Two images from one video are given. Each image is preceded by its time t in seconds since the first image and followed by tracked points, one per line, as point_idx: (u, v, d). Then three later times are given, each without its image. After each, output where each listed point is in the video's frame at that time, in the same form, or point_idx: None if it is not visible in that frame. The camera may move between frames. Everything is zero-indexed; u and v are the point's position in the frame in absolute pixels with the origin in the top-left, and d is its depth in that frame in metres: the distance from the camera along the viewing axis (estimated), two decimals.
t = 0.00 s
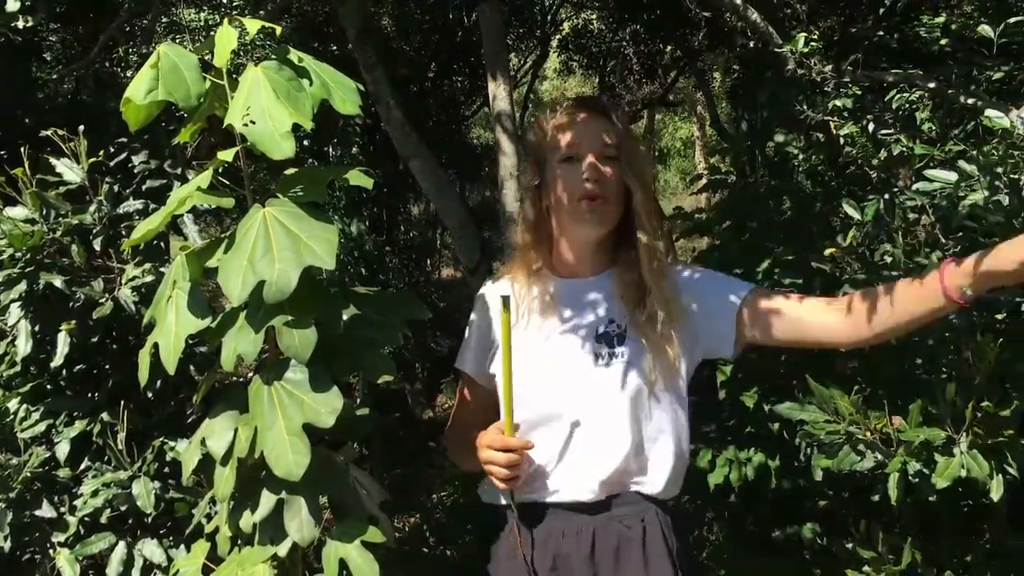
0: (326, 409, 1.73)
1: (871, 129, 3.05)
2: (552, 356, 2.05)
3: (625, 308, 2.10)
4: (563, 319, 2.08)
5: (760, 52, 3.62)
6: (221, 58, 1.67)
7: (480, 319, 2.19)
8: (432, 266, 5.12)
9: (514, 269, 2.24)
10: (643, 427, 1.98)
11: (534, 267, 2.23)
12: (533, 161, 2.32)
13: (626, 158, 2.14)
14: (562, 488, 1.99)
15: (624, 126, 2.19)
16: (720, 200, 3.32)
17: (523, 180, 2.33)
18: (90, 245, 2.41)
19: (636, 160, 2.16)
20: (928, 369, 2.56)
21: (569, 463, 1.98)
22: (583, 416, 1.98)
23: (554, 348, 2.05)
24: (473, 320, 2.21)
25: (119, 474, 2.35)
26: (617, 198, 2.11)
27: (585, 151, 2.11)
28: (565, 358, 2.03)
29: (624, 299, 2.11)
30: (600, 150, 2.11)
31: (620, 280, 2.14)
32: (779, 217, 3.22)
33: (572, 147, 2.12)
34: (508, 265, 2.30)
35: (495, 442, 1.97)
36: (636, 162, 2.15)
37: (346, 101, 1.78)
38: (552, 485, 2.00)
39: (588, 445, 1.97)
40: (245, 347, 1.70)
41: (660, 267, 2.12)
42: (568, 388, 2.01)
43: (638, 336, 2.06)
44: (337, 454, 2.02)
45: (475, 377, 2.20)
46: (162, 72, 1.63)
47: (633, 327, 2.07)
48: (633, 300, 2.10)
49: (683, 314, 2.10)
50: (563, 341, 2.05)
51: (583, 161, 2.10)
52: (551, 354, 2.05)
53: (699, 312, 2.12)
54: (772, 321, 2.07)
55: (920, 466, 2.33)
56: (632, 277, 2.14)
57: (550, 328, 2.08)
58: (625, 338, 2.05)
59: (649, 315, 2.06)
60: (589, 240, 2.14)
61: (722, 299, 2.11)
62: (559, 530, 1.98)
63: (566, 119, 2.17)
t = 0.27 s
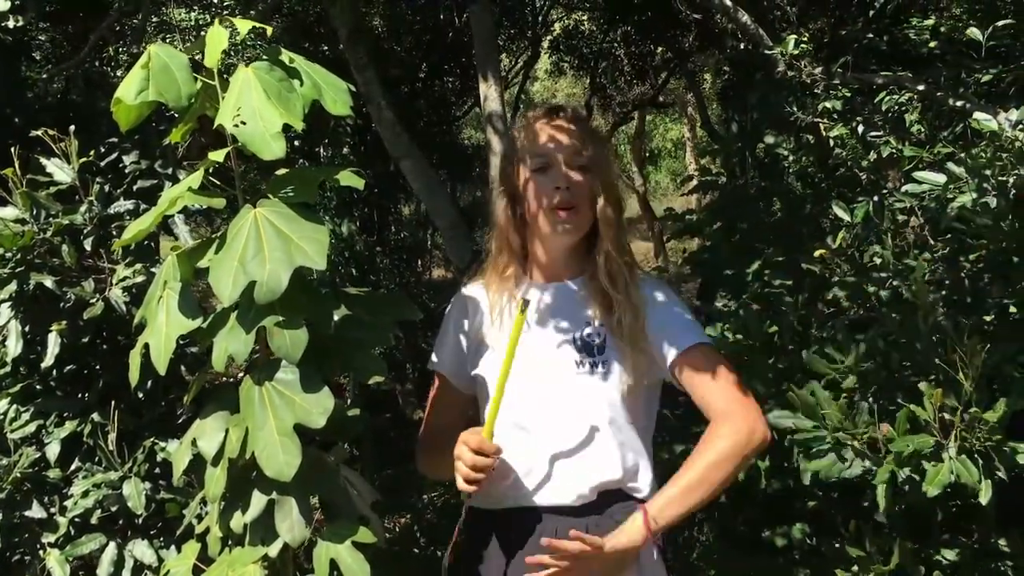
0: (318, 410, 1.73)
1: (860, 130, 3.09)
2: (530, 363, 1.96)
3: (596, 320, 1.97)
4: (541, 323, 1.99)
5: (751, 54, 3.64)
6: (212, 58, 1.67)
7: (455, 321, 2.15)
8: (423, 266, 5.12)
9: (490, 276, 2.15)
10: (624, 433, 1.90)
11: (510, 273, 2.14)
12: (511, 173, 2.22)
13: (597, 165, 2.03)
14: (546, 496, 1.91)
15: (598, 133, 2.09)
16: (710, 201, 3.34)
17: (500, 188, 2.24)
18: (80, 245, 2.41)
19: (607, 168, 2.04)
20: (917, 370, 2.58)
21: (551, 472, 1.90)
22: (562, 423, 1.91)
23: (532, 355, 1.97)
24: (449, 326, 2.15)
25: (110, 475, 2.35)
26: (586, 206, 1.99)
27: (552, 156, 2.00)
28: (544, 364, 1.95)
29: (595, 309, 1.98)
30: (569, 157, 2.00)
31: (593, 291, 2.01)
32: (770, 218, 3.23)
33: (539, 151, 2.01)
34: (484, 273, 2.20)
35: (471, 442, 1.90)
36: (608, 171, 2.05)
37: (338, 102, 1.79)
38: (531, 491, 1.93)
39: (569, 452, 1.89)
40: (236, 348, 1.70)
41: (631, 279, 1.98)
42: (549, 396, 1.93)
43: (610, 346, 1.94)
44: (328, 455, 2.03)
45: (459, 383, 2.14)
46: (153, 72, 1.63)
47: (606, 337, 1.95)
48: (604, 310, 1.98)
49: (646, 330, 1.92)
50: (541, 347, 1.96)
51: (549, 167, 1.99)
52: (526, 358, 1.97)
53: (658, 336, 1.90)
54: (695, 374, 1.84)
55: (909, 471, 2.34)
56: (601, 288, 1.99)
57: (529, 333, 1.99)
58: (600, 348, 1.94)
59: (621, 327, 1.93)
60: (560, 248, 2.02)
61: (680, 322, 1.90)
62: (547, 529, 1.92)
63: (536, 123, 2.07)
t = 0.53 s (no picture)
0: (317, 411, 1.73)
1: (857, 132, 3.13)
2: (513, 360, 2.01)
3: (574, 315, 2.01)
4: (520, 322, 2.04)
5: (746, 55, 3.66)
6: (211, 60, 1.67)
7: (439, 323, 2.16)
8: (419, 267, 5.14)
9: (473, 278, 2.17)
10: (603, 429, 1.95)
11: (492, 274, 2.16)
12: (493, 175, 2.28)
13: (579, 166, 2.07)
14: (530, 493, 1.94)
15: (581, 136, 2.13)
16: (706, 203, 3.36)
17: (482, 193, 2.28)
18: (80, 246, 2.41)
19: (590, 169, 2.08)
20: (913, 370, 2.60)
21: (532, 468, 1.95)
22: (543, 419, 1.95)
23: (513, 352, 2.01)
24: (435, 331, 2.16)
25: (109, 476, 2.36)
26: (565, 204, 2.02)
27: (532, 157, 2.04)
28: (525, 361, 2.00)
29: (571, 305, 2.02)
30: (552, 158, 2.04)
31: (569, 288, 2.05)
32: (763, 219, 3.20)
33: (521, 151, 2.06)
34: (468, 275, 2.24)
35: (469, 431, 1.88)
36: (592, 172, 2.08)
37: (337, 104, 1.79)
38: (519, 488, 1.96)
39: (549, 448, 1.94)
40: (236, 349, 1.70)
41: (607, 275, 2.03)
42: (531, 394, 1.97)
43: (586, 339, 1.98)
44: (328, 455, 2.04)
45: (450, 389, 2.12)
46: (153, 74, 1.64)
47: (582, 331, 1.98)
48: (580, 305, 2.01)
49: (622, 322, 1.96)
50: (522, 346, 2.01)
51: (533, 168, 2.03)
52: (513, 355, 2.01)
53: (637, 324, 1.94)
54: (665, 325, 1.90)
55: (906, 463, 2.38)
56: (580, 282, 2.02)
57: (509, 331, 2.04)
58: (577, 342, 1.98)
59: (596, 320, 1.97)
60: (540, 246, 2.07)
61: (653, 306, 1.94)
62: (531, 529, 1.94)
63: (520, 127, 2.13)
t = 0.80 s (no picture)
0: (318, 410, 1.73)
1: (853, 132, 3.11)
2: (510, 357, 2.01)
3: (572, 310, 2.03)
4: (517, 320, 2.04)
5: (743, 55, 3.68)
6: (212, 59, 1.67)
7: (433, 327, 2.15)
8: (416, 267, 5.15)
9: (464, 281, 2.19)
10: (602, 424, 1.95)
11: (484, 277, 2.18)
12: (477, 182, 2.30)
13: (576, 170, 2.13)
14: (527, 491, 1.94)
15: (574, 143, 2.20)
16: (703, 203, 3.38)
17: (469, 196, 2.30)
18: (79, 245, 2.41)
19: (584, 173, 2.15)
20: (911, 370, 2.60)
21: (529, 465, 1.94)
22: (541, 416, 1.95)
23: (511, 349, 2.02)
24: (430, 336, 2.15)
25: (109, 475, 2.36)
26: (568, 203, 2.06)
27: (535, 157, 2.07)
28: (523, 358, 2.00)
29: (570, 301, 2.04)
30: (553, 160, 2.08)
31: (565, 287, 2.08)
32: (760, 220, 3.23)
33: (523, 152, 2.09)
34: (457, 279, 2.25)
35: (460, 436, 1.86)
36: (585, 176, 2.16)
37: (338, 103, 1.79)
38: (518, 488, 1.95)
39: (547, 444, 1.93)
40: (237, 348, 1.70)
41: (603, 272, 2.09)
42: (529, 389, 1.97)
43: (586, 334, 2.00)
44: (328, 455, 2.04)
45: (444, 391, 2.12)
46: (154, 73, 1.63)
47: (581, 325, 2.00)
48: (578, 301, 2.03)
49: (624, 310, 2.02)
50: (520, 342, 2.01)
51: (537, 167, 2.06)
52: (510, 354, 2.02)
53: (643, 311, 2.02)
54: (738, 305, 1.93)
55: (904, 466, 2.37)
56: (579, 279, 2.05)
57: (505, 328, 2.04)
58: (577, 337, 2.00)
59: (595, 314, 2.00)
60: (539, 244, 2.08)
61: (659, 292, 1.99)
62: (530, 530, 1.93)
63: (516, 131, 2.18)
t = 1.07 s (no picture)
0: (317, 410, 1.73)
1: (850, 132, 3.10)
2: (514, 357, 2.01)
3: (575, 311, 2.03)
4: (520, 320, 2.05)
5: (740, 55, 3.69)
6: (210, 59, 1.67)
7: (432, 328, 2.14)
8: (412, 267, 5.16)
9: (466, 286, 2.19)
10: (607, 423, 1.95)
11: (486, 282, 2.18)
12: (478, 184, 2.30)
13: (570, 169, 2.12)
14: (530, 490, 1.94)
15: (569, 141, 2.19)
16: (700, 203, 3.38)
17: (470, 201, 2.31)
18: (77, 246, 2.41)
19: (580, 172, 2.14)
20: (907, 370, 2.61)
21: (532, 465, 1.94)
22: (544, 415, 1.95)
23: (514, 349, 2.01)
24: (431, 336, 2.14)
25: (107, 475, 2.34)
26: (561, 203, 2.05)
27: (527, 159, 2.06)
28: (527, 357, 1.99)
29: (572, 302, 2.04)
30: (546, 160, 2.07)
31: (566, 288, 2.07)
32: (758, 221, 3.31)
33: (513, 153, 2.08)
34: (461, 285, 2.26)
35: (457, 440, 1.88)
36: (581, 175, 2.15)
37: (336, 104, 1.79)
38: (520, 487, 1.95)
39: (551, 444, 1.93)
40: (235, 348, 1.70)
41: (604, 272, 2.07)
42: (533, 389, 1.97)
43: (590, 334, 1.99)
44: (326, 455, 2.04)
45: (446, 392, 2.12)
46: (152, 73, 1.63)
47: (586, 326, 2.00)
48: (581, 302, 2.03)
49: (632, 311, 2.04)
50: (523, 342, 2.01)
51: (525, 171, 2.05)
52: (511, 354, 2.01)
53: (649, 311, 2.03)
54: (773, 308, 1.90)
55: (899, 463, 2.39)
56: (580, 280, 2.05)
57: (508, 330, 2.04)
58: (581, 338, 1.99)
59: (598, 314, 2.00)
60: (535, 248, 2.08)
61: (670, 293, 2.01)
62: (533, 530, 1.93)
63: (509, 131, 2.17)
